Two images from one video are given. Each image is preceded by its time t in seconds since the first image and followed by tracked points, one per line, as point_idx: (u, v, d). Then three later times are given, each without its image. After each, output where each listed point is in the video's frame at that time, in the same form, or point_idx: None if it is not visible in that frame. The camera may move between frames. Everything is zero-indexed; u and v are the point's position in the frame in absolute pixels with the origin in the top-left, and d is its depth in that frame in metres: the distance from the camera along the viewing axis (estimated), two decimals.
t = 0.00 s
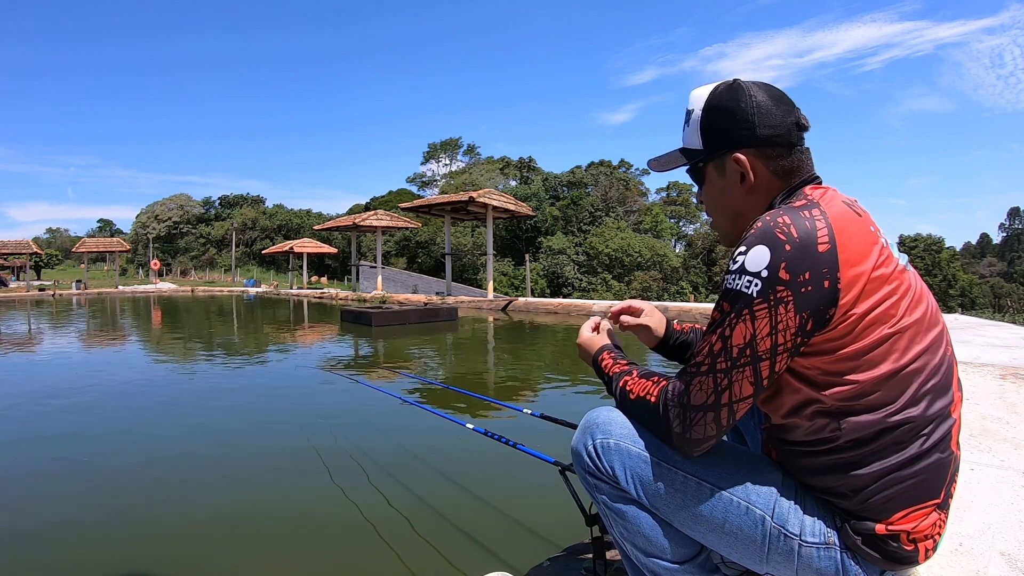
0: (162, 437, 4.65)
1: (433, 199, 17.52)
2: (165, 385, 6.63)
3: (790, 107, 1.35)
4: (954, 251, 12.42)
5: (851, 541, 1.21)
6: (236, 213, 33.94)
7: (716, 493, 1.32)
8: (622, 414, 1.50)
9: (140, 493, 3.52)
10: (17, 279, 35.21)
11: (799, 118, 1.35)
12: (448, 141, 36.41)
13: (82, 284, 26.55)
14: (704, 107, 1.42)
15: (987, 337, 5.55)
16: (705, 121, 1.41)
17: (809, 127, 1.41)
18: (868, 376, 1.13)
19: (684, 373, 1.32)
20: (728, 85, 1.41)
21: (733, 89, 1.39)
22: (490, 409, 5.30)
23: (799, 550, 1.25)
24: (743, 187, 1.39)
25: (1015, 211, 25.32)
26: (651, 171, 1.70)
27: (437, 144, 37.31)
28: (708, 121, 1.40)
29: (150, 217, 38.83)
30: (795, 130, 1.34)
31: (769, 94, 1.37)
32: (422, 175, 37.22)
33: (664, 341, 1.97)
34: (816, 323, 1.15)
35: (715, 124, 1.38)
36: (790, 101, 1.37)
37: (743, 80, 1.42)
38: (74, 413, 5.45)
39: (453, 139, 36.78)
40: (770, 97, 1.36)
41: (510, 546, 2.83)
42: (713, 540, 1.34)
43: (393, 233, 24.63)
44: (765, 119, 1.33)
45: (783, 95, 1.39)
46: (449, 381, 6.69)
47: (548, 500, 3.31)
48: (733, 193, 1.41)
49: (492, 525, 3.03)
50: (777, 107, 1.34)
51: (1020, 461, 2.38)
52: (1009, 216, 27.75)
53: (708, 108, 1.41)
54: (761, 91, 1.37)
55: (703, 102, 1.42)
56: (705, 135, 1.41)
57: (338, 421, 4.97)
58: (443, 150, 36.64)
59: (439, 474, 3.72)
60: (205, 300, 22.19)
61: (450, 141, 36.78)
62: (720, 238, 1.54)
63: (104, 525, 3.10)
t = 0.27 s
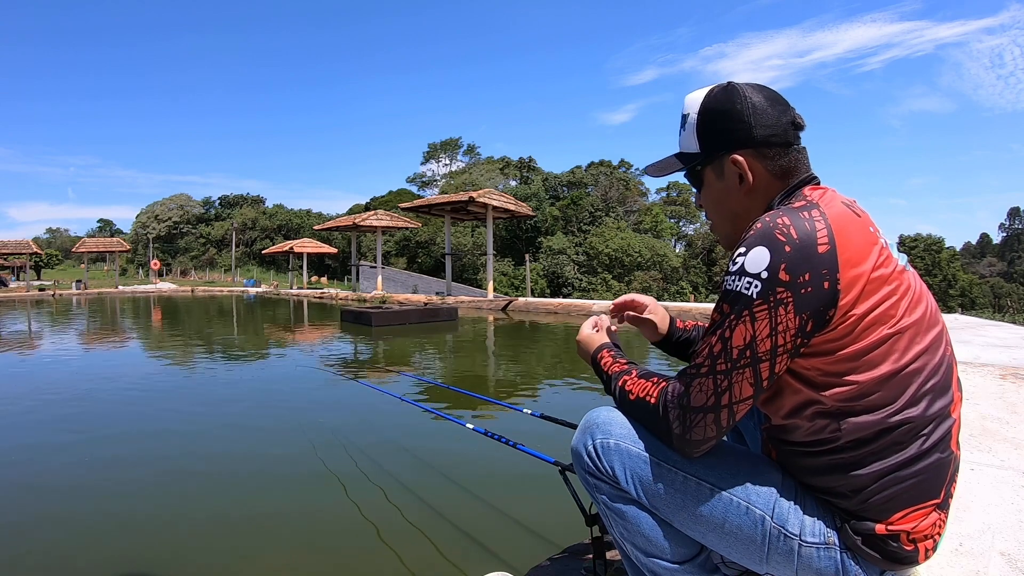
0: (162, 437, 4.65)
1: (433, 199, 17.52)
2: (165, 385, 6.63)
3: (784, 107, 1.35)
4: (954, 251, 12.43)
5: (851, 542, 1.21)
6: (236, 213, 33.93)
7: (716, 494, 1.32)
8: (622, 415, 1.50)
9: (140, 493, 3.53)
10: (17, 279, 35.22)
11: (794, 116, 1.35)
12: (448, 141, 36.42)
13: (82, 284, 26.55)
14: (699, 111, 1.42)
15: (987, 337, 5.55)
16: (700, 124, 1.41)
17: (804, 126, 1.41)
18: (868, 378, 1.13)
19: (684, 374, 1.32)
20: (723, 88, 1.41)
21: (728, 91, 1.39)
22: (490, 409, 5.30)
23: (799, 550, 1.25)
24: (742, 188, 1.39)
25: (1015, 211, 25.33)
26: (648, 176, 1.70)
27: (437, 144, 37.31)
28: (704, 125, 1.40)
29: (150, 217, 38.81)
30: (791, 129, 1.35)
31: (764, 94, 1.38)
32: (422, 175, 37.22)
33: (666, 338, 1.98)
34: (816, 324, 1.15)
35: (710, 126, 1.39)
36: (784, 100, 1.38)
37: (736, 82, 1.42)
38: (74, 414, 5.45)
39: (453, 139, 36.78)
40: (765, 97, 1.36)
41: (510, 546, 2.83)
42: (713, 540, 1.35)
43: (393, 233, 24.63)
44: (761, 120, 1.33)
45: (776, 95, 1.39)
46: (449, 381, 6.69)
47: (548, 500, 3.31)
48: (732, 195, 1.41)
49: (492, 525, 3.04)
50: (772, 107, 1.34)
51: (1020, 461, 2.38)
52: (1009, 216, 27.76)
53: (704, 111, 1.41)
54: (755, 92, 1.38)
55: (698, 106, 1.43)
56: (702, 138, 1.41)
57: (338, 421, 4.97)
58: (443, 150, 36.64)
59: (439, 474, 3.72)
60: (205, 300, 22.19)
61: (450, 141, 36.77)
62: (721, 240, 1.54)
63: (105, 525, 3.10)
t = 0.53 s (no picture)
0: (162, 437, 4.65)
1: (433, 199, 17.53)
2: (165, 385, 6.63)
3: (786, 110, 1.35)
4: (954, 251, 12.43)
5: (851, 541, 1.21)
6: (236, 213, 33.94)
7: (715, 493, 1.32)
8: (622, 414, 1.51)
9: (140, 493, 3.53)
10: (17, 279, 35.23)
11: (795, 120, 1.35)
12: (448, 141, 36.43)
13: (83, 284, 26.54)
14: (700, 110, 1.42)
15: (987, 337, 5.55)
16: (701, 124, 1.41)
17: (806, 129, 1.41)
18: (867, 377, 1.13)
19: (683, 374, 1.33)
20: (725, 88, 1.41)
21: (730, 91, 1.39)
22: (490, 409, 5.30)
23: (799, 550, 1.25)
24: (741, 189, 1.39)
25: (1015, 211, 25.35)
26: (650, 174, 1.70)
27: (437, 144, 37.31)
28: (705, 124, 1.40)
29: (150, 217, 38.81)
30: (791, 132, 1.35)
31: (766, 96, 1.37)
32: (422, 175, 37.22)
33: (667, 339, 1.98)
34: (815, 324, 1.15)
35: (711, 126, 1.39)
36: (786, 103, 1.38)
37: (739, 82, 1.42)
38: (74, 413, 5.46)
39: (453, 139, 36.78)
40: (766, 99, 1.36)
41: (510, 545, 2.83)
42: (713, 540, 1.35)
43: (393, 233, 24.63)
44: (761, 121, 1.33)
45: (779, 97, 1.39)
46: (449, 381, 6.69)
47: (548, 500, 3.31)
48: (731, 195, 1.41)
49: (492, 525, 3.03)
50: (773, 109, 1.34)
51: (1020, 461, 2.38)
52: (1009, 216, 27.78)
53: (704, 112, 1.41)
54: (757, 94, 1.37)
55: (699, 106, 1.43)
56: (702, 138, 1.41)
57: (338, 421, 4.97)
58: (443, 150, 36.66)
59: (439, 473, 3.73)
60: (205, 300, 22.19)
61: (450, 141, 36.78)
62: (719, 240, 1.54)
63: (105, 526, 3.09)
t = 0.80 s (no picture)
0: (161, 436, 4.65)
1: (433, 199, 17.52)
2: (166, 385, 6.63)
3: (792, 110, 1.35)
4: (954, 251, 12.43)
5: (851, 541, 1.21)
6: (236, 213, 33.95)
7: (715, 493, 1.32)
8: (622, 414, 1.50)
9: (139, 493, 3.53)
10: (17, 279, 35.23)
11: (801, 122, 1.35)
12: (448, 141, 36.45)
13: (83, 284, 26.54)
14: (707, 106, 1.42)
15: (987, 337, 5.55)
16: (707, 119, 1.41)
17: (811, 132, 1.41)
18: (866, 376, 1.13)
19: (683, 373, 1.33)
20: (733, 86, 1.41)
21: (737, 89, 1.39)
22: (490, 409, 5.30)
23: (799, 549, 1.25)
24: (741, 187, 1.39)
25: (1014, 211, 25.35)
26: (654, 168, 1.69)
27: (437, 144, 37.32)
28: (710, 120, 1.40)
29: (150, 217, 38.80)
30: (795, 133, 1.34)
31: (773, 96, 1.37)
32: (422, 175, 37.23)
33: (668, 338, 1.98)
34: (814, 322, 1.15)
35: (717, 123, 1.39)
36: (793, 104, 1.37)
37: (747, 81, 1.42)
38: (74, 413, 5.46)
39: (453, 139, 36.80)
40: (773, 99, 1.36)
41: (510, 546, 2.83)
42: (713, 539, 1.35)
43: (393, 233, 24.63)
44: (766, 120, 1.32)
45: (786, 98, 1.39)
46: (450, 381, 6.69)
47: (548, 500, 3.32)
48: (731, 193, 1.41)
49: (492, 525, 3.04)
50: (779, 109, 1.34)
51: (1020, 461, 2.38)
52: (1009, 216, 27.81)
53: (711, 108, 1.41)
54: (764, 93, 1.37)
55: (706, 101, 1.43)
56: (707, 134, 1.41)
57: (338, 420, 4.98)
58: (443, 150, 36.68)
59: (439, 474, 3.72)
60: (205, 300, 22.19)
61: (450, 141, 36.79)
62: (719, 238, 1.54)
63: (105, 525, 3.09)
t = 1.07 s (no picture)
0: (160, 436, 4.64)
1: (433, 199, 17.52)
2: (165, 385, 6.63)
3: (794, 110, 1.35)
4: (954, 251, 12.43)
5: (851, 541, 1.21)
6: (236, 213, 33.95)
7: (715, 493, 1.32)
8: (622, 414, 1.50)
9: (139, 493, 3.52)
10: (16, 279, 35.22)
11: (803, 122, 1.35)
12: (448, 141, 36.46)
13: (82, 284, 26.53)
14: (709, 105, 1.42)
15: (987, 337, 5.55)
16: (709, 118, 1.41)
17: (814, 132, 1.40)
18: (866, 376, 1.13)
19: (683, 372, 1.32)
20: (735, 85, 1.41)
21: (739, 88, 1.39)
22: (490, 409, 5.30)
23: (799, 550, 1.25)
24: (743, 186, 1.39)
25: (1015, 211, 25.35)
26: (656, 166, 1.69)
27: (437, 144, 37.33)
28: (712, 119, 1.40)
29: (150, 217, 38.78)
30: (798, 133, 1.34)
31: (775, 96, 1.37)
32: (422, 175, 37.24)
33: (668, 337, 1.98)
34: (814, 321, 1.15)
35: (719, 122, 1.39)
36: (795, 103, 1.37)
37: (749, 80, 1.41)
38: (74, 413, 5.46)
39: (453, 139, 36.81)
40: (776, 98, 1.36)
41: (510, 546, 2.83)
42: (713, 539, 1.34)
43: (393, 233, 24.63)
44: (768, 120, 1.32)
45: (789, 98, 1.39)
46: (450, 381, 6.69)
47: (548, 500, 3.32)
48: (732, 192, 1.41)
49: (491, 525, 3.03)
50: (782, 109, 1.34)
51: (1020, 461, 2.38)
52: (1009, 216, 27.85)
53: (713, 107, 1.41)
54: (767, 93, 1.37)
55: (708, 100, 1.43)
56: (709, 132, 1.41)
57: (338, 420, 4.98)
58: (443, 150, 36.69)
59: (438, 474, 3.73)
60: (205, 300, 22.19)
61: (450, 141, 36.79)
62: (720, 237, 1.54)
63: (104, 526, 3.09)
